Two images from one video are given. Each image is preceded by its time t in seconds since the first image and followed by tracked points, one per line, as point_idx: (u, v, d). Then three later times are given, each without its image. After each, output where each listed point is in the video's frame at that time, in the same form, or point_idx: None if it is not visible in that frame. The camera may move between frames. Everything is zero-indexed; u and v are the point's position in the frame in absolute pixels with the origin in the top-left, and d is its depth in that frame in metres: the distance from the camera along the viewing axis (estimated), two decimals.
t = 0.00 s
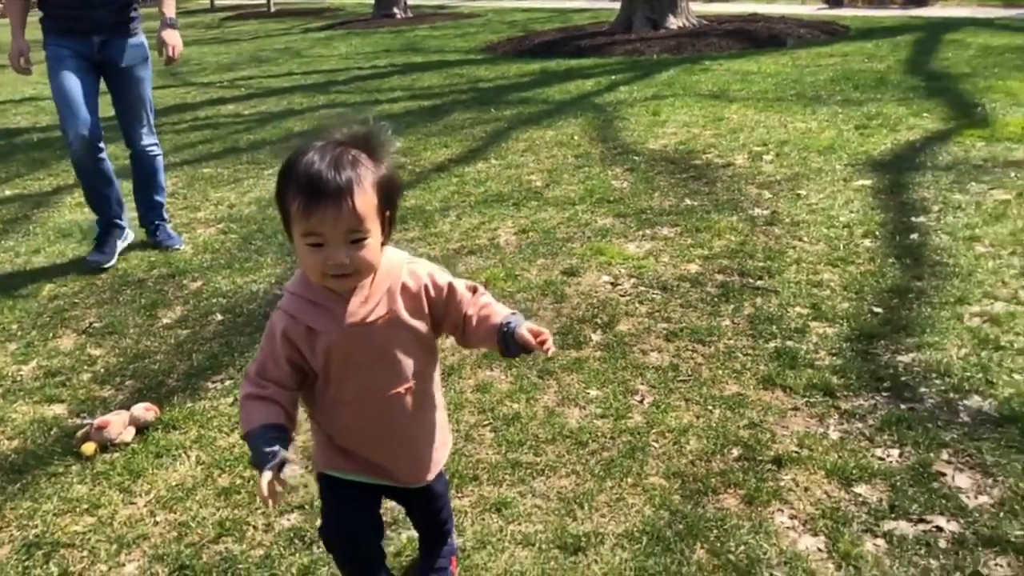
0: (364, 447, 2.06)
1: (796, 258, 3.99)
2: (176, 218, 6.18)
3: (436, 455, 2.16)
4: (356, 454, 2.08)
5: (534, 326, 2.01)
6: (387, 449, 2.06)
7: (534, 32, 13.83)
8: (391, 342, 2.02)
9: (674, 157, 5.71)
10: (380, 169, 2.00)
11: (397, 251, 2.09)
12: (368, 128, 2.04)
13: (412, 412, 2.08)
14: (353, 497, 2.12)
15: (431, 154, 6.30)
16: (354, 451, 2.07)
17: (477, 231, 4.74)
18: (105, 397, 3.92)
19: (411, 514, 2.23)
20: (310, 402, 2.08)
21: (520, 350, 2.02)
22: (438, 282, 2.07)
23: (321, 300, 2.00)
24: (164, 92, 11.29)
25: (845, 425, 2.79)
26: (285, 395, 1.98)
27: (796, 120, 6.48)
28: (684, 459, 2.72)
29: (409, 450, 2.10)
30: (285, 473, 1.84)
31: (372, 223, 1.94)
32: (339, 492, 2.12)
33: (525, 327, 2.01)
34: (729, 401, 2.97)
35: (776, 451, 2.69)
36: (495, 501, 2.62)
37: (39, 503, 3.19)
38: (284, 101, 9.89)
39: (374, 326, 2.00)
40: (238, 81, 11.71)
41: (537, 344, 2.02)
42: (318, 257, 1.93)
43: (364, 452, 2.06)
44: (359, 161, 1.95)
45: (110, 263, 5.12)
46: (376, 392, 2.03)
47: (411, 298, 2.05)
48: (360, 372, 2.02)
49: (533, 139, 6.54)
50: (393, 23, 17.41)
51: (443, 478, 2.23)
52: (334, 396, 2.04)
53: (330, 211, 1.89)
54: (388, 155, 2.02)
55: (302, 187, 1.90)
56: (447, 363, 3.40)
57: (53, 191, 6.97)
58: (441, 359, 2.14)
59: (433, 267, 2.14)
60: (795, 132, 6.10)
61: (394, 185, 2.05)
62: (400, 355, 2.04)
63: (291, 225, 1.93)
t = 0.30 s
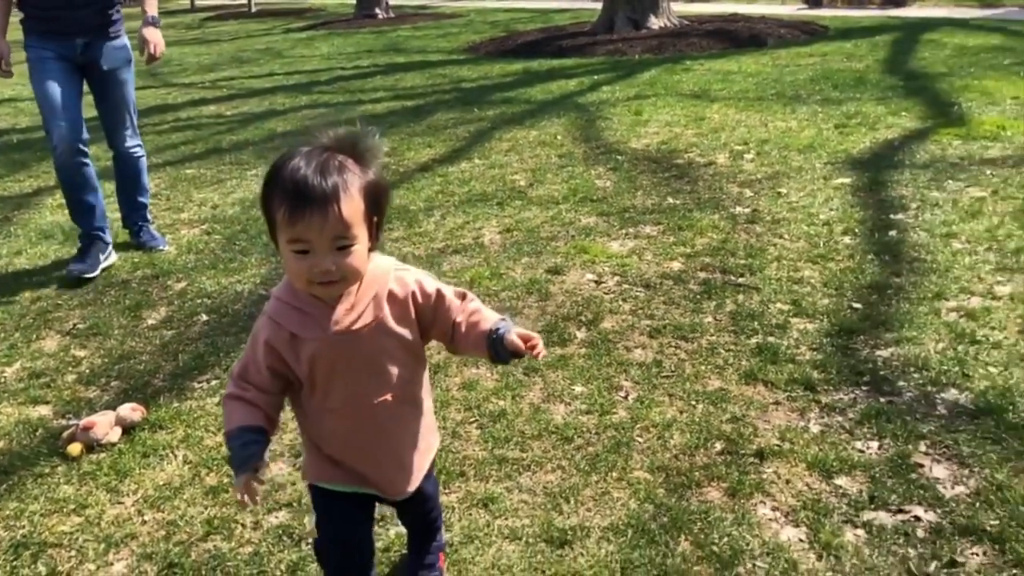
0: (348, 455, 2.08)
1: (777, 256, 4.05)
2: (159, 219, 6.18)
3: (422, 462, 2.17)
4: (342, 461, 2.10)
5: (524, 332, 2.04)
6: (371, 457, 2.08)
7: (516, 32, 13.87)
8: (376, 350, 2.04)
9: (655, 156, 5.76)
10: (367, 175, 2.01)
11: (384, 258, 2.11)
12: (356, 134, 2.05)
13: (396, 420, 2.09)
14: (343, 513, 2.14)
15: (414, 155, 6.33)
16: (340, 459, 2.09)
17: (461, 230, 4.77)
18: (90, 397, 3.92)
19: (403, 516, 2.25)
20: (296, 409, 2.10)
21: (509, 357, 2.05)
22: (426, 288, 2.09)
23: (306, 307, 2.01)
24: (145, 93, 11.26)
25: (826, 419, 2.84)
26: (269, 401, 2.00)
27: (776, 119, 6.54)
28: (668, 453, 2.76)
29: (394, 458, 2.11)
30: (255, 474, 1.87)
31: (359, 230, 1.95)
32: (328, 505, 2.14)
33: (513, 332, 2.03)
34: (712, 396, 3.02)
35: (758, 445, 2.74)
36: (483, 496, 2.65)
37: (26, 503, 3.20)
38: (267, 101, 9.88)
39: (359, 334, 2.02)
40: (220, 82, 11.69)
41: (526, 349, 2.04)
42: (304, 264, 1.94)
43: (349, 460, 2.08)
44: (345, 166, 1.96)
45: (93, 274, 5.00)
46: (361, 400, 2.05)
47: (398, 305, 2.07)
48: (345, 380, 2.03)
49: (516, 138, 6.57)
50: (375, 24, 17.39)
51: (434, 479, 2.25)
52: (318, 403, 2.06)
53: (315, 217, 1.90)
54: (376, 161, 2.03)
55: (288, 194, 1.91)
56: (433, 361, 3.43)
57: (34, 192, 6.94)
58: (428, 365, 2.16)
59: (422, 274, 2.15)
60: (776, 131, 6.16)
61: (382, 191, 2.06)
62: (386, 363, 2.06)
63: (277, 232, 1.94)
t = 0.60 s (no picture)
0: (333, 464, 2.07)
1: (756, 253, 4.10)
2: (140, 220, 6.17)
3: (406, 469, 2.17)
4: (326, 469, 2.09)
5: (516, 333, 2.04)
6: (355, 467, 2.07)
7: (496, 32, 13.91)
8: (360, 358, 2.02)
9: (636, 155, 5.80)
10: (352, 183, 1.99)
11: (370, 265, 2.09)
12: (340, 142, 2.04)
13: (381, 428, 2.08)
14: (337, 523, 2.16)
15: (396, 155, 6.35)
16: (324, 468, 2.08)
17: (444, 230, 4.80)
18: (73, 399, 3.92)
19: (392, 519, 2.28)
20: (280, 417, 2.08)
21: (501, 359, 2.04)
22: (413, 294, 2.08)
23: (290, 315, 2.00)
24: (123, 94, 11.21)
25: (804, 412, 2.89)
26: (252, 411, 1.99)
27: (754, 119, 6.61)
28: (651, 448, 2.80)
29: (378, 468, 2.10)
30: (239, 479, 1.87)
31: (344, 238, 1.93)
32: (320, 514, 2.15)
33: (503, 333, 2.04)
34: (693, 391, 3.06)
35: (738, 438, 2.79)
36: (468, 492, 2.68)
37: (10, 504, 3.20)
38: (247, 102, 9.87)
39: (343, 342, 2.00)
40: (198, 82, 11.65)
41: (518, 350, 2.05)
42: (288, 273, 1.92)
43: (334, 469, 2.07)
44: (330, 175, 1.95)
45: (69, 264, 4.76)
46: (345, 409, 2.03)
47: (383, 313, 2.05)
48: (328, 389, 2.02)
49: (498, 138, 6.60)
50: (355, 24, 17.37)
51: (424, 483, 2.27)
52: (302, 412, 2.05)
53: (299, 226, 1.88)
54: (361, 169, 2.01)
55: (272, 202, 1.90)
56: (417, 360, 3.45)
57: (12, 194, 6.90)
58: (414, 373, 2.14)
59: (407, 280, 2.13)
60: (754, 130, 6.22)
61: (367, 199, 2.04)
62: (370, 371, 2.04)
63: (261, 241, 1.92)
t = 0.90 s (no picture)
0: (322, 477, 2.03)
1: (738, 251, 4.15)
2: (124, 221, 6.16)
3: (395, 481, 2.13)
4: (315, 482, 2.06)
5: (511, 334, 2.07)
6: (345, 480, 2.04)
7: (479, 33, 13.94)
8: (349, 368, 1.99)
9: (619, 155, 5.85)
10: (341, 192, 1.96)
11: (358, 275, 2.06)
12: (329, 151, 2.00)
13: (371, 441, 2.05)
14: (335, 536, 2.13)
15: (380, 155, 6.37)
16: (313, 481, 2.04)
17: (428, 230, 4.82)
18: (59, 399, 3.92)
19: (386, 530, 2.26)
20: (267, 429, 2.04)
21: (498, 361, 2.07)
22: (402, 303, 2.06)
23: (277, 325, 1.96)
24: (104, 95, 11.16)
25: (786, 406, 2.94)
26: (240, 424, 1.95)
27: (736, 118, 6.67)
28: (636, 443, 2.84)
29: (366, 481, 2.07)
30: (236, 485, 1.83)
31: (333, 248, 1.90)
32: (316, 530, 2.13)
33: (497, 333, 2.06)
34: (677, 386, 3.11)
35: (721, 433, 2.83)
36: (455, 487, 2.71)
37: None
38: (229, 103, 9.85)
39: (331, 352, 1.96)
40: (180, 83, 11.62)
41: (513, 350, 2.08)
42: (276, 283, 1.89)
43: (322, 482, 2.04)
44: (319, 184, 1.91)
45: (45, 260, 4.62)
46: (334, 421, 2.00)
47: (371, 322, 2.02)
48: (317, 401, 1.98)
49: (481, 138, 6.64)
50: (337, 25, 17.37)
51: (419, 497, 2.26)
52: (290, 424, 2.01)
53: (288, 236, 1.85)
54: (350, 178, 1.98)
55: (260, 211, 1.86)
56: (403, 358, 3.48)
57: None
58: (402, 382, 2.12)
59: (394, 289, 2.11)
60: (736, 130, 6.29)
61: (356, 208, 2.01)
62: (359, 381, 2.01)
63: (248, 250, 1.89)
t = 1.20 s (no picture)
0: (311, 488, 1.97)
1: (720, 248, 4.21)
2: (107, 222, 6.15)
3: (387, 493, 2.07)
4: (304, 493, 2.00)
5: (503, 337, 2.02)
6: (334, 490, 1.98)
7: (461, 32, 13.96)
8: (339, 375, 1.93)
9: (601, 154, 5.89)
10: (330, 195, 1.92)
11: (348, 281, 2.01)
12: (317, 155, 1.96)
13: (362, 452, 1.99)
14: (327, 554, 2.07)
15: (363, 155, 6.39)
16: (302, 491, 1.98)
17: (413, 229, 4.85)
18: (45, 400, 3.92)
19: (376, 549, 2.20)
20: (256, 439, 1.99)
21: (490, 364, 2.03)
22: (393, 309, 2.00)
23: (266, 332, 1.91)
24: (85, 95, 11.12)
25: (767, 400, 3.00)
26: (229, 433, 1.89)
27: (717, 117, 6.73)
28: (622, 436, 2.88)
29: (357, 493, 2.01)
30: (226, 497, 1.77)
31: (322, 252, 1.87)
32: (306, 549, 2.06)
33: (490, 337, 2.02)
34: (661, 381, 3.16)
35: (705, 426, 2.88)
36: (443, 482, 2.75)
37: None
38: (211, 103, 9.84)
39: (321, 359, 1.91)
40: (161, 84, 11.58)
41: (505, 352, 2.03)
42: (265, 288, 1.85)
43: (311, 492, 1.98)
44: (308, 187, 1.88)
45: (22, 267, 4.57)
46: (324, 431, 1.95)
47: (361, 328, 1.97)
48: (306, 409, 1.92)
49: (465, 138, 6.67)
50: (319, 25, 17.34)
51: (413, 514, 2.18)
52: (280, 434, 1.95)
53: (277, 239, 1.81)
54: (339, 181, 1.94)
55: (248, 215, 1.83)
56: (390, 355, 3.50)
57: None
58: (392, 392, 2.06)
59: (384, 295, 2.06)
60: (717, 129, 6.35)
61: (343, 212, 1.97)
62: (349, 389, 1.95)
63: (236, 254, 1.85)
